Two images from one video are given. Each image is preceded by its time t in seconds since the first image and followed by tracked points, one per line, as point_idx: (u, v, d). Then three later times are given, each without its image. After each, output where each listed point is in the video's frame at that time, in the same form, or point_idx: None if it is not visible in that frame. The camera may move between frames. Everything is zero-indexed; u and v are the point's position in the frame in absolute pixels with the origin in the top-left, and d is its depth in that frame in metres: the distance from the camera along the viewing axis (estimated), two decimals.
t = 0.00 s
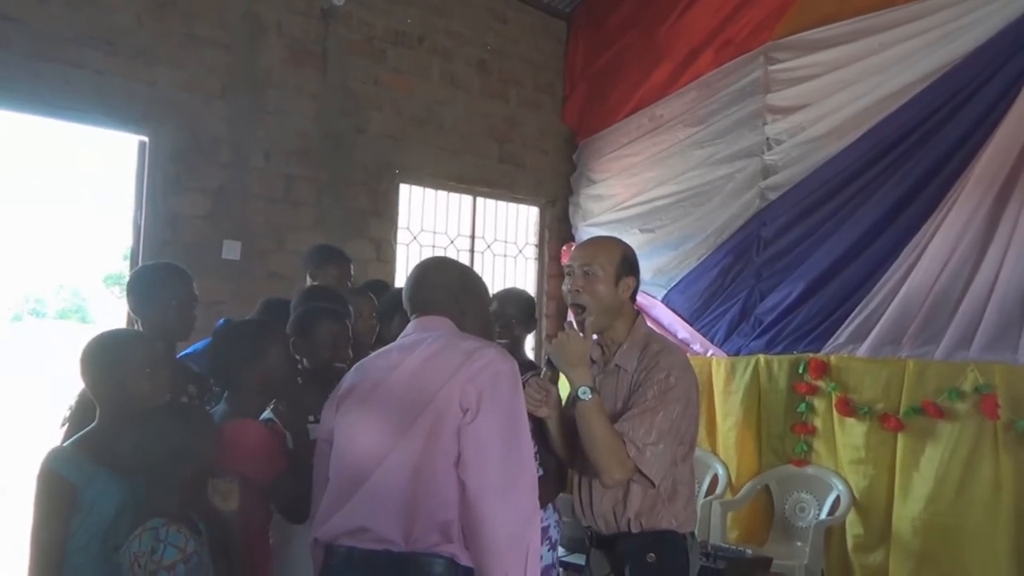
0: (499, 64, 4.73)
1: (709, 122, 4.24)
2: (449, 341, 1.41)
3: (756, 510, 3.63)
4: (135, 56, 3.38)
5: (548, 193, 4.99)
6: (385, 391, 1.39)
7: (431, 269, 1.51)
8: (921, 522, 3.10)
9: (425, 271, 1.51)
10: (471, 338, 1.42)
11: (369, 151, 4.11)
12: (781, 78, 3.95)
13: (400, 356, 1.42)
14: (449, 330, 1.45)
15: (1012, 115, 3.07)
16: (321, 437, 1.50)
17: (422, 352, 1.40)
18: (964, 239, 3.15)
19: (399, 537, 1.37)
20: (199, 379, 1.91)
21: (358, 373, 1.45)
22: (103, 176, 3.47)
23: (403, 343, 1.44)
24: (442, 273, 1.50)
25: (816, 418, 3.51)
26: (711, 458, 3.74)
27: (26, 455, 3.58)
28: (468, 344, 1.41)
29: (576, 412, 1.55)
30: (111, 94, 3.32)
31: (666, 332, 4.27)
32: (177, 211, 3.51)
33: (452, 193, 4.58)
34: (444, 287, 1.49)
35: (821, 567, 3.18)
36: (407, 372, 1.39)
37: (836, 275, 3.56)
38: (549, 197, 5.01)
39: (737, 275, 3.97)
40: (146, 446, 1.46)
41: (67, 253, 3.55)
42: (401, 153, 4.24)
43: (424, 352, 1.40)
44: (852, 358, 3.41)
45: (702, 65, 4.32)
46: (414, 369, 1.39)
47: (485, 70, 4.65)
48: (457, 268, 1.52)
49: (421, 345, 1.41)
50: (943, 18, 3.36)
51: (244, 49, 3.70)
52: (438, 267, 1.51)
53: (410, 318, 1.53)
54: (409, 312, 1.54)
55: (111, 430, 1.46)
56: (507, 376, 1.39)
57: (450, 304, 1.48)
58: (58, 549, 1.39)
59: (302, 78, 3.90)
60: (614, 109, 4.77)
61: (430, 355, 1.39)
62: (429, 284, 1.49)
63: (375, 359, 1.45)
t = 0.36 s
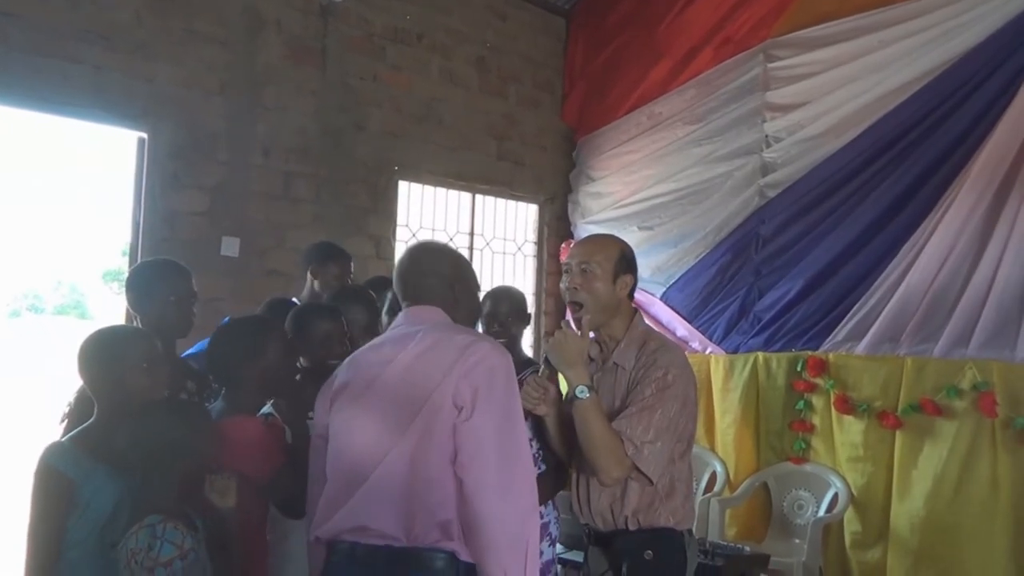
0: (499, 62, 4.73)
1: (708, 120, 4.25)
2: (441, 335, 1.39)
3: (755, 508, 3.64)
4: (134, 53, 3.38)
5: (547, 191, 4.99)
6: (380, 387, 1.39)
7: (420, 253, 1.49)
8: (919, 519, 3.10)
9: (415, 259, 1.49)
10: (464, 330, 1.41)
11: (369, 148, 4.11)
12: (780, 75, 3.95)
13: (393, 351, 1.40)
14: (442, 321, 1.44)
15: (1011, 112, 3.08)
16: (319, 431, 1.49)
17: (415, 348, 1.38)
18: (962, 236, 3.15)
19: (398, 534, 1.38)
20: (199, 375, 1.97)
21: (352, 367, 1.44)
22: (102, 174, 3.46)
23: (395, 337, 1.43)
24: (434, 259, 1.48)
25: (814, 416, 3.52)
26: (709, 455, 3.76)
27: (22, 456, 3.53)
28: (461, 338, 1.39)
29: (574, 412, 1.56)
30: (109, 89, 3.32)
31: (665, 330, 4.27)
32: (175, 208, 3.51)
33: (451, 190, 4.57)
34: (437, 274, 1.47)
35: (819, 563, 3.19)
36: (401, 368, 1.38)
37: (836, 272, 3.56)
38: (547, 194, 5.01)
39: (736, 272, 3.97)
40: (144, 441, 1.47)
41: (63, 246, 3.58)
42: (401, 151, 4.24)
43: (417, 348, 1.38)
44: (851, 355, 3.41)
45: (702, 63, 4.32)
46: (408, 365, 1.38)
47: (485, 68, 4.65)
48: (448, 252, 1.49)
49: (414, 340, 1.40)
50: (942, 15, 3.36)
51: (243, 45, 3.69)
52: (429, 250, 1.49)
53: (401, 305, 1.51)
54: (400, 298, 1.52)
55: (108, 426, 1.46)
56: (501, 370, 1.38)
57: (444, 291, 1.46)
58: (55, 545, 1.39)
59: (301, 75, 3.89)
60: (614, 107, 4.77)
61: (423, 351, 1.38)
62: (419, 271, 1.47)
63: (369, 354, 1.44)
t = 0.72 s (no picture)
0: (498, 60, 4.73)
1: (708, 119, 4.24)
2: (436, 334, 1.38)
3: (754, 507, 3.64)
4: (133, 51, 3.38)
5: (546, 189, 4.99)
6: (377, 388, 1.39)
7: (410, 236, 1.45)
8: (917, 519, 3.11)
9: (408, 243, 1.45)
10: (459, 328, 1.40)
11: (370, 147, 4.12)
12: (780, 74, 3.95)
13: (389, 351, 1.40)
14: (437, 315, 1.43)
15: (1011, 112, 3.08)
16: (318, 428, 1.49)
17: (412, 348, 1.38)
18: (961, 236, 3.15)
19: (402, 533, 1.39)
20: (199, 374, 1.98)
21: (347, 365, 1.44)
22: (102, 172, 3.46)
23: (389, 335, 1.41)
24: (428, 241, 1.45)
25: (813, 415, 3.52)
26: (708, 454, 3.78)
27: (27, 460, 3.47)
28: (458, 337, 1.39)
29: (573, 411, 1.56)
30: (109, 87, 3.32)
31: (664, 328, 4.27)
32: (174, 206, 3.52)
33: (451, 188, 4.57)
34: (435, 256, 1.45)
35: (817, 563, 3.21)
36: (397, 368, 1.38)
37: (836, 271, 3.55)
38: (547, 193, 5.01)
39: (735, 271, 3.97)
40: (137, 438, 1.47)
41: (63, 246, 3.48)
42: (401, 149, 4.24)
43: (414, 348, 1.38)
44: (850, 354, 3.42)
45: (701, 62, 4.32)
46: (405, 366, 1.38)
47: (485, 66, 4.65)
48: (439, 229, 1.47)
49: (410, 340, 1.39)
50: (943, 14, 3.36)
51: (242, 43, 3.69)
52: (421, 229, 1.45)
53: (393, 297, 1.49)
54: (392, 287, 1.50)
55: (105, 423, 1.47)
56: (498, 369, 1.37)
57: (442, 276, 1.45)
58: (52, 542, 1.40)
59: (300, 73, 3.89)
60: (614, 105, 4.77)
61: (420, 351, 1.38)
62: (413, 256, 1.45)
63: (364, 354, 1.42)
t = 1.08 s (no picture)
0: (498, 59, 4.72)
1: (708, 119, 4.25)
2: (436, 334, 1.38)
3: (753, 506, 3.65)
4: (133, 49, 3.38)
5: (546, 189, 4.99)
6: (379, 388, 1.40)
7: (406, 232, 1.44)
8: (916, 519, 3.11)
9: (404, 239, 1.44)
10: (459, 328, 1.40)
11: (370, 146, 4.12)
12: (780, 74, 3.95)
13: (391, 351, 1.40)
14: (438, 314, 1.43)
15: (1011, 112, 3.08)
16: (322, 427, 1.50)
17: (412, 349, 1.38)
18: (960, 237, 3.15)
19: (406, 533, 1.39)
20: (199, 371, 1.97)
21: (350, 364, 1.44)
22: (102, 170, 3.46)
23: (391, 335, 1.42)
24: (425, 237, 1.44)
25: (812, 415, 3.52)
26: (707, 454, 3.79)
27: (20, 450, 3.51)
28: (459, 337, 1.38)
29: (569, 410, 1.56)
30: (109, 85, 3.32)
31: (664, 328, 4.28)
32: (175, 204, 3.51)
33: (451, 187, 4.57)
34: (431, 252, 1.44)
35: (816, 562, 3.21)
36: (398, 368, 1.38)
37: (835, 272, 3.56)
38: (547, 192, 5.01)
39: (735, 271, 3.98)
40: (134, 435, 1.46)
41: (61, 245, 3.56)
42: (400, 148, 4.24)
43: (415, 349, 1.38)
44: (849, 354, 3.42)
45: (702, 62, 4.32)
46: (405, 366, 1.38)
47: (485, 66, 4.65)
48: (437, 224, 1.46)
49: (410, 340, 1.39)
50: (943, 15, 3.36)
51: (242, 42, 3.69)
52: (418, 225, 1.44)
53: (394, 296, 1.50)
54: (393, 288, 1.51)
55: (101, 421, 1.48)
56: (499, 369, 1.37)
57: (440, 273, 1.45)
58: (49, 540, 1.41)
59: (300, 71, 3.89)
60: (614, 105, 4.77)
61: (420, 351, 1.38)
62: (410, 252, 1.45)
63: (365, 354, 1.43)
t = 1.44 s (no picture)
0: (499, 58, 4.72)
1: (709, 118, 4.24)
2: (439, 335, 1.38)
3: (754, 505, 3.65)
4: (133, 48, 3.37)
5: (547, 187, 4.99)
6: (381, 388, 1.40)
7: (406, 230, 1.44)
8: (916, 519, 3.11)
9: (402, 237, 1.44)
10: (461, 328, 1.40)
11: (370, 145, 4.12)
12: (780, 73, 3.95)
13: (393, 351, 1.40)
14: (441, 313, 1.43)
15: (1011, 111, 3.08)
16: (325, 426, 1.50)
17: (415, 349, 1.38)
18: (960, 236, 3.15)
19: (408, 533, 1.39)
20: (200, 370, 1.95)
21: (352, 364, 1.44)
22: (101, 169, 3.45)
23: (393, 335, 1.41)
24: (428, 236, 1.44)
25: (812, 414, 3.53)
26: (706, 453, 3.79)
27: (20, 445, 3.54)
28: (461, 337, 1.38)
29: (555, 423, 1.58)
30: (109, 83, 3.31)
31: (664, 327, 4.28)
32: (176, 203, 3.50)
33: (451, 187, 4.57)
34: (431, 249, 1.44)
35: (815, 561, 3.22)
36: (401, 369, 1.38)
37: (835, 272, 3.56)
38: (547, 191, 5.01)
39: (736, 270, 3.98)
40: (132, 435, 1.46)
41: (65, 244, 3.60)
42: (400, 146, 4.24)
43: (416, 349, 1.38)
44: (849, 354, 3.42)
45: (702, 60, 4.31)
46: (407, 366, 1.38)
47: (485, 65, 4.65)
48: (441, 221, 1.46)
49: (412, 340, 1.39)
50: (944, 14, 3.36)
51: (241, 40, 3.69)
52: (419, 222, 1.44)
53: (396, 294, 1.50)
54: (394, 286, 1.51)
55: (100, 421, 1.47)
56: (501, 370, 1.37)
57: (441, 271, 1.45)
58: (46, 539, 1.41)
59: (300, 70, 3.88)
60: (615, 104, 4.77)
61: (422, 351, 1.38)
62: (408, 251, 1.44)
63: (367, 353, 1.43)
